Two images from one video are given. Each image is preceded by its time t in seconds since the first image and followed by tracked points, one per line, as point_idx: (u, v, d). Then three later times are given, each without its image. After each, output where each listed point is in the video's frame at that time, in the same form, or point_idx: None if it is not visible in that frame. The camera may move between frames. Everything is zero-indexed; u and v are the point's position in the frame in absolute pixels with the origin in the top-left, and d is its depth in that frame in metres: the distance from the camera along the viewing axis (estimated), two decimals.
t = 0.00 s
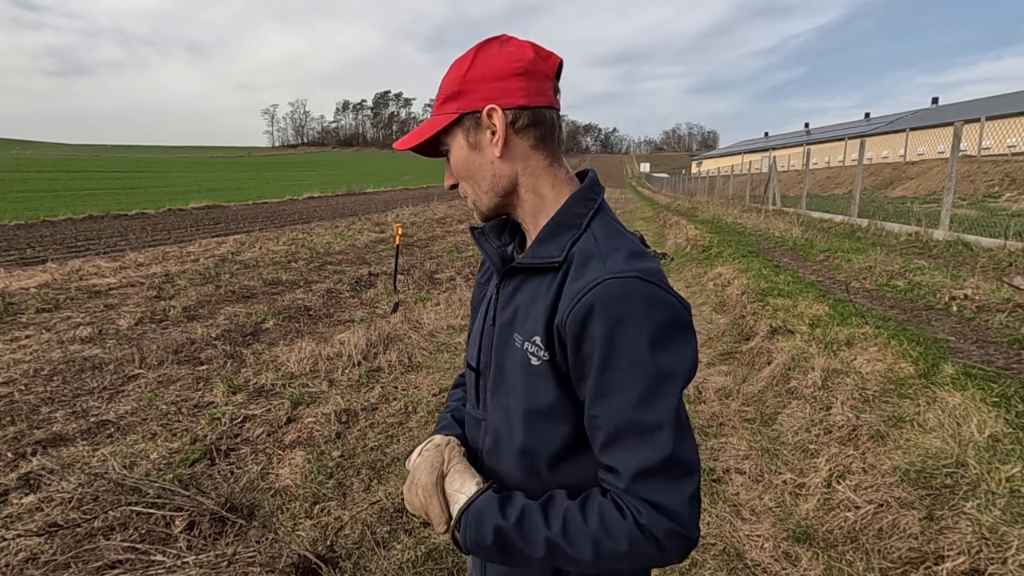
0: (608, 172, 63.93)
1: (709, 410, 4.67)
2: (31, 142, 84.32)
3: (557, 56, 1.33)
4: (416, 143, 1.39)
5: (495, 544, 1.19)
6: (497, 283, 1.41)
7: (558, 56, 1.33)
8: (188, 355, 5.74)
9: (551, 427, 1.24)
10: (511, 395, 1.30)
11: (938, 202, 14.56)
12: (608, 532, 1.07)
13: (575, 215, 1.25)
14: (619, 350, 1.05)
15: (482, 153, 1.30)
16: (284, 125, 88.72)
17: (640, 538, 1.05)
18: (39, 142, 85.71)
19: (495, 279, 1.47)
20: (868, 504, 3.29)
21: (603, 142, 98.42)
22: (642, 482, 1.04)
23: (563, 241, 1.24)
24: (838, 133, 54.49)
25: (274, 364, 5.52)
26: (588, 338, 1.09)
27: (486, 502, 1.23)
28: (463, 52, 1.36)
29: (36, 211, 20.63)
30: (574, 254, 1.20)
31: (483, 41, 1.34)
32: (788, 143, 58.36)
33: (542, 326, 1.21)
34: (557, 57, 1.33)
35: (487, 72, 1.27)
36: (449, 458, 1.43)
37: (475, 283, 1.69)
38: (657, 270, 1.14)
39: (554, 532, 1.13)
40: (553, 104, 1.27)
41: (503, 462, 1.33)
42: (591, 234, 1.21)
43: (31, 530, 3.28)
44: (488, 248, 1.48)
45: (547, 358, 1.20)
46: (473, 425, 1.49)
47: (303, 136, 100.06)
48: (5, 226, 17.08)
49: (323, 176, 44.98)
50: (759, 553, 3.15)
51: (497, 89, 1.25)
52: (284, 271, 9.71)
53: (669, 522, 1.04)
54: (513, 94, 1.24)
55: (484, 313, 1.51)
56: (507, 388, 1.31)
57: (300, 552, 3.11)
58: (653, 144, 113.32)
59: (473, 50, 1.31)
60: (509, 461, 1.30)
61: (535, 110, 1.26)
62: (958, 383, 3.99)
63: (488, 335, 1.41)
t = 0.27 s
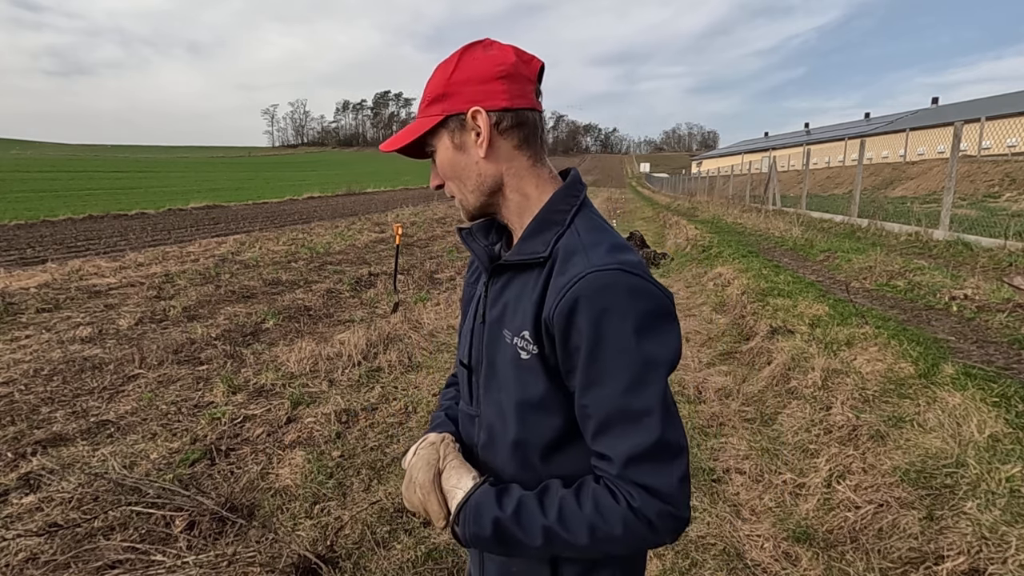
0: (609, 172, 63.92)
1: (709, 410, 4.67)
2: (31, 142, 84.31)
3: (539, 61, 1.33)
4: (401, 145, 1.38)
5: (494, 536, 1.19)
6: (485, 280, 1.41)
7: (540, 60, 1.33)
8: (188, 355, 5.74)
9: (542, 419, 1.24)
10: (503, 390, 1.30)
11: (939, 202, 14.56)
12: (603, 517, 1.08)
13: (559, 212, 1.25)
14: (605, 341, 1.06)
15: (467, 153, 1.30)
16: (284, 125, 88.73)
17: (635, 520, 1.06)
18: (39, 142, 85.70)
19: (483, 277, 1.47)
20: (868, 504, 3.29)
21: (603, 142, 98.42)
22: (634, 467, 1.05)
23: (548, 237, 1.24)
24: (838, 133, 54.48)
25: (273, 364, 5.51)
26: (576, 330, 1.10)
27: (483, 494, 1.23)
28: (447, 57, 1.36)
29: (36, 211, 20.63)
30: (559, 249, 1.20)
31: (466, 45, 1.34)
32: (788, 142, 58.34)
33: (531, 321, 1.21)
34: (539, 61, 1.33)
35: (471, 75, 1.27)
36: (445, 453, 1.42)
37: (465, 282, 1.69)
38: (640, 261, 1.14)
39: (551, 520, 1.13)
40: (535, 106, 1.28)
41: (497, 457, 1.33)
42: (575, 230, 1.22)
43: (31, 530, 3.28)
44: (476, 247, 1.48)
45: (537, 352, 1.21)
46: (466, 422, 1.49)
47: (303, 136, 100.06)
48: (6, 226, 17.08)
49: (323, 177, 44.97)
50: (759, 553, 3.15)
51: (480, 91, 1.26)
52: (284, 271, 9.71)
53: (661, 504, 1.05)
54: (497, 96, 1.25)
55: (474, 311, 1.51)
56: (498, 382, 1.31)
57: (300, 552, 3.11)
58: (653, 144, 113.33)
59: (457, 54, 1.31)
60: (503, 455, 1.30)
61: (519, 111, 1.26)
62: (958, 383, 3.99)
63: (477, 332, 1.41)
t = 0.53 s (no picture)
0: (609, 172, 63.91)
1: (709, 410, 4.68)
2: (31, 142, 84.30)
3: (529, 62, 1.34)
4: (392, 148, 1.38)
5: (485, 530, 1.20)
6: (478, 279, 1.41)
7: (529, 62, 1.34)
8: (188, 355, 5.74)
9: (533, 416, 1.24)
10: (495, 387, 1.30)
11: (939, 202, 14.56)
12: (591, 512, 1.08)
13: (549, 211, 1.25)
14: (592, 337, 1.06)
15: (458, 155, 1.30)
16: (284, 125, 88.77)
17: (621, 516, 1.06)
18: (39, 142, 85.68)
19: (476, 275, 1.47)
20: (868, 504, 3.30)
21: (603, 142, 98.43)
22: (621, 463, 1.05)
23: (538, 235, 1.24)
24: (838, 133, 54.49)
25: (274, 364, 5.51)
26: (564, 328, 1.10)
27: (474, 490, 1.23)
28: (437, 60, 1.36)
29: (36, 211, 20.62)
30: (548, 248, 1.20)
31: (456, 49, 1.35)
32: (788, 142, 58.34)
33: (520, 319, 1.21)
34: (529, 64, 1.34)
35: (461, 77, 1.27)
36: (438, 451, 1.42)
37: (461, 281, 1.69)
38: (628, 259, 1.14)
39: (540, 515, 1.13)
40: (525, 107, 1.28)
41: (490, 454, 1.34)
42: (563, 228, 1.22)
43: (31, 530, 3.28)
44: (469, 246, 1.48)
45: (527, 348, 1.21)
46: (461, 420, 1.49)
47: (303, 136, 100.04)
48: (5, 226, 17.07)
49: (323, 177, 44.95)
50: (759, 553, 3.16)
51: (470, 94, 1.26)
52: (284, 271, 9.71)
53: (647, 500, 1.06)
54: (487, 98, 1.25)
55: (468, 309, 1.50)
56: (490, 379, 1.31)
57: (300, 552, 3.11)
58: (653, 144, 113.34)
59: (446, 57, 1.32)
60: (495, 452, 1.30)
61: (509, 112, 1.26)
62: (959, 383, 3.99)
63: (470, 331, 1.41)
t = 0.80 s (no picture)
0: (609, 171, 63.92)
1: (709, 410, 4.68)
2: (31, 142, 84.30)
3: (524, 63, 1.33)
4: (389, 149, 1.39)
5: (474, 528, 1.20)
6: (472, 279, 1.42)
7: (525, 63, 1.33)
8: (188, 355, 5.74)
9: (523, 415, 1.24)
10: (487, 386, 1.31)
11: (939, 202, 14.56)
12: (575, 512, 1.08)
13: (540, 211, 1.25)
14: (579, 336, 1.07)
15: (453, 155, 1.30)
16: (284, 125, 88.79)
17: (606, 516, 1.06)
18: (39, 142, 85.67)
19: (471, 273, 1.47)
20: (868, 504, 3.30)
21: (603, 142, 98.43)
22: (606, 464, 1.05)
23: (529, 235, 1.24)
24: (838, 133, 54.49)
25: (273, 364, 5.51)
26: (552, 326, 1.10)
27: (464, 488, 1.24)
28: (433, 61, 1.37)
29: (36, 211, 20.61)
30: (538, 247, 1.20)
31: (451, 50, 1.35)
32: (788, 142, 58.34)
33: (511, 318, 1.22)
34: (524, 64, 1.33)
35: (454, 78, 1.27)
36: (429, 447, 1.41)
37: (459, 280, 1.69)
38: (618, 259, 1.14)
39: (526, 514, 1.14)
40: (520, 107, 1.27)
41: (482, 453, 1.34)
42: (555, 228, 1.22)
43: (31, 530, 3.28)
44: (464, 245, 1.49)
45: (517, 348, 1.21)
46: (456, 419, 1.50)
47: (303, 136, 100.02)
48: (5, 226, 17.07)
49: (323, 177, 44.94)
50: (759, 554, 3.16)
51: (464, 94, 1.26)
52: (284, 271, 9.72)
53: (633, 501, 1.05)
54: (481, 98, 1.25)
55: (463, 307, 1.51)
56: (482, 378, 1.32)
57: (300, 552, 3.11)
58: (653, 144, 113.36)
59: (441, 58, 1.32)
60: (488, 451, 1.31)
61: (503, 113, 1.26)
62: (958, 383, 3.99)
63: (465, 330, 1.42)
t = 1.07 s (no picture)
0: (609, 171, 63.91)
1: (709, 410, 4.68)
2: (31, 142, 84.28)
3: (523, 62, 1.34)
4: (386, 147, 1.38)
5: (476, 529, 1.20)
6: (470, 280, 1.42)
7: (524, 62, 1.34)
8: (188, 355, 5.74)
9: (525, 416, 1.24)
10: (486, 386, 1.30)
11: (939, 202, 14.56)
12: (578, 511, 1.08)
13: (538, 211, 1.26)
14: (581, 337, 1.07)
15: (452, 153, 1.30)
16: (284, 125, 88.81)
17: (609, 516, 1.06)
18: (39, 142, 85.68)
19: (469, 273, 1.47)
20: (868, 504, 3.30)
21: (603, 142, 98.44)
22: (609, 463, 1.05)
23: (529, 235, 1.24)
24: (838, 133, 54.49)
25: (273, 364, 5.51)
26: (554, 327, 1.10)
27: (465, 489, 1.23)
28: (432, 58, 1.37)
29: (36, 211, 20.61)
30: (538, 247, 1.20)
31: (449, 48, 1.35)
32: (788, 142, 58.34)
33: (512, 318, 1.22)
34: (523, 63, 1.34)
35: (454, 75, 1.27)
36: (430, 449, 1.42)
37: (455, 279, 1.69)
38: (618, 258, 1.14)
39: (528, 514, 1.14)
40: (519, 107, 1.28)
41: (483, 454, 1.34)
42: (554, 227, 1.22)
43: (31, 530, 3.28)
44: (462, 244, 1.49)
45: (518, 348, 1.21)
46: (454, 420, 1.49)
47: (303, 136, 100.03)
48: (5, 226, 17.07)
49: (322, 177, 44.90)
50: (759, 553, 3.16)
51: (464, 92, 1.26)
52: (284, 271, 9.72)
53: (635, 500, 1.05)
54: (480, 96, 1.25)
55: (461, 307, 1.51)
56: (482, 379, 1.32)
57: (300, 552, 3.11)
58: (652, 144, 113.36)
59: (441, 55, 1.32)
60: (488, 451, 1.31)
61: (502, 112, 1.26)
62: (959, 383, 3.99)
63: (463, 329, 1.42)
